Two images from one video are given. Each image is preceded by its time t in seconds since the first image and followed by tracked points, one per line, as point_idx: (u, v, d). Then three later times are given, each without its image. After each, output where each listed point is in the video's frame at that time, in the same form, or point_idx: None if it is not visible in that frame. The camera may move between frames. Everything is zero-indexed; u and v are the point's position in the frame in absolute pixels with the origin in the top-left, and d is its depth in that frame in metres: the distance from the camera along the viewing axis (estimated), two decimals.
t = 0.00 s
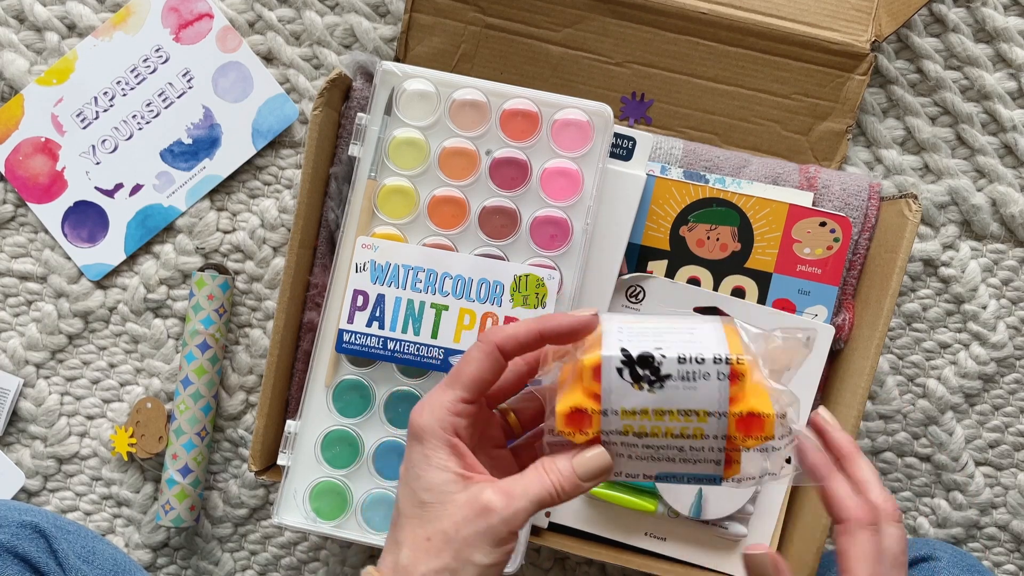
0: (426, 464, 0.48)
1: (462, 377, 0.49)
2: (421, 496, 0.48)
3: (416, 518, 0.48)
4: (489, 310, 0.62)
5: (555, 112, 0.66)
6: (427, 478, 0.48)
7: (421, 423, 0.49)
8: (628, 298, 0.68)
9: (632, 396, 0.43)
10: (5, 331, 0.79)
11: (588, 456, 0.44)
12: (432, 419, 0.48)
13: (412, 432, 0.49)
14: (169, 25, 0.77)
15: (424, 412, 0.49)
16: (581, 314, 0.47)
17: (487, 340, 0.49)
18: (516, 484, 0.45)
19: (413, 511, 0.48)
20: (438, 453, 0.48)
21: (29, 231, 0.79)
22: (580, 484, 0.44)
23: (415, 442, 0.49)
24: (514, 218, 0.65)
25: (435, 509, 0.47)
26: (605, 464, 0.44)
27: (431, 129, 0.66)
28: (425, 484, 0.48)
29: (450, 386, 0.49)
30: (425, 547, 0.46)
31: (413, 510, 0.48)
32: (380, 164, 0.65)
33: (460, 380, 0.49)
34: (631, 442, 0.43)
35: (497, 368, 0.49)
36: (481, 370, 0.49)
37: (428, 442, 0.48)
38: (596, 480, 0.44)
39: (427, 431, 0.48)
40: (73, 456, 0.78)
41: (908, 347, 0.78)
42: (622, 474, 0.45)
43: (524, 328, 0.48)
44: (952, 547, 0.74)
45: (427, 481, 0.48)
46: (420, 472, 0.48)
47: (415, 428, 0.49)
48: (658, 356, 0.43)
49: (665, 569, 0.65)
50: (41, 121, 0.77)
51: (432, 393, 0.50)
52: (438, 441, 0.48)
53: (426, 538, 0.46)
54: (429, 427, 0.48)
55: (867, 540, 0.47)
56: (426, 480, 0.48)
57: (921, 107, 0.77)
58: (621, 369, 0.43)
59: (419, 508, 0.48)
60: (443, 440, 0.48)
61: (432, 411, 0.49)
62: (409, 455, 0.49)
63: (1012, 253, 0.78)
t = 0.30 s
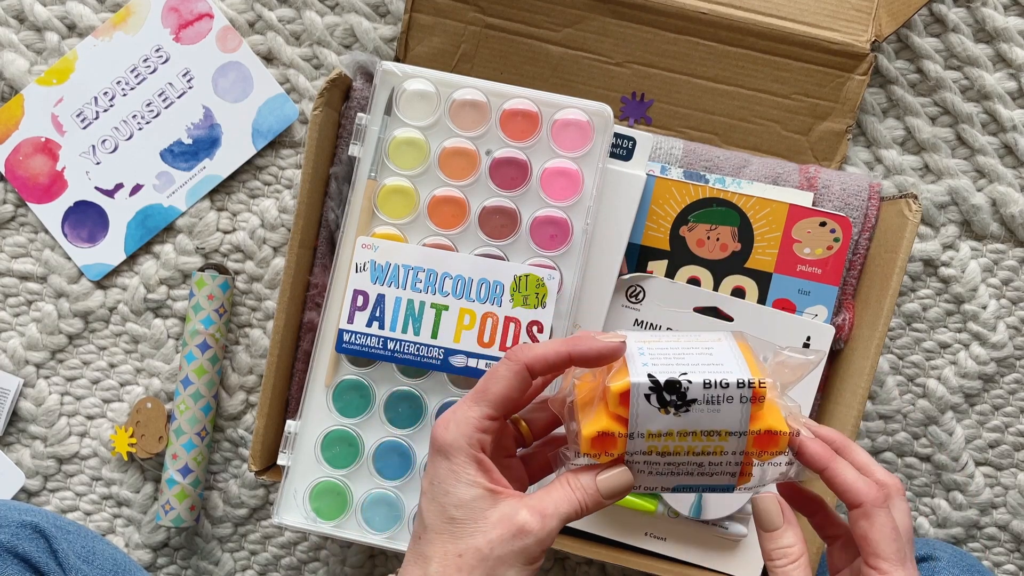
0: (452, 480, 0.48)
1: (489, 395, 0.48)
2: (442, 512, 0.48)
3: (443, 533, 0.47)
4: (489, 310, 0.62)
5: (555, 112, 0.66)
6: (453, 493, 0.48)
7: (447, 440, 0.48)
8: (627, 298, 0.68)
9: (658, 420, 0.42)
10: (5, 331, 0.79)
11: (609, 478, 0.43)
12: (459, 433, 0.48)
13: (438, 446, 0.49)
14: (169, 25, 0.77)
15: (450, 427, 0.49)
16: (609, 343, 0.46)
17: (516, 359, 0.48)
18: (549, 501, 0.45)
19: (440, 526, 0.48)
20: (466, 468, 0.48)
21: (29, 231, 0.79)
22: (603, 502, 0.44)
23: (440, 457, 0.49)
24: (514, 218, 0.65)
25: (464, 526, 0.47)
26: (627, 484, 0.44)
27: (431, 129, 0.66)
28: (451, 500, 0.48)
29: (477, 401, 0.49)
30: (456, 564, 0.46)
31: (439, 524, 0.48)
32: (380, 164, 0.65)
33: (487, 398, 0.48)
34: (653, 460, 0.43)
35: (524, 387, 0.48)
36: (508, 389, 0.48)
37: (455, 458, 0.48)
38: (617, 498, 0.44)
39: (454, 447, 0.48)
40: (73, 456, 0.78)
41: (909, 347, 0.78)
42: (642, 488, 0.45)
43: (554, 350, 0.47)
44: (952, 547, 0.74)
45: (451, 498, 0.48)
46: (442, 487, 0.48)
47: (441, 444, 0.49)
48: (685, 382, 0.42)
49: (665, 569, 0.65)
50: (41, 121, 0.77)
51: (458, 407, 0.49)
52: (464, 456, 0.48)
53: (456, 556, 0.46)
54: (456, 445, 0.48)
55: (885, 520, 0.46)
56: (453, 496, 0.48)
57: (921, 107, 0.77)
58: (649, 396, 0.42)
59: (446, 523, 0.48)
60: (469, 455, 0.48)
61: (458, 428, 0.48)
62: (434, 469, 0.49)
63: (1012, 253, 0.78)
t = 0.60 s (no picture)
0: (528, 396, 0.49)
1: (571, 320, 0.50)
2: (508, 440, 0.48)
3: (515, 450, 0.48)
4: (489, 310, 0.62)
5: (555, 112, 0.66)
6: (529, 410, 0.48)
7: (534, 356, 0.49)
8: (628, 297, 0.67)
9: (712, 329, 0.47)
10: (5, 331, 0.79)
11: (663, 389, 0.45)
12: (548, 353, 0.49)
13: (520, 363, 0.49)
14: (170, 25, 0.77)
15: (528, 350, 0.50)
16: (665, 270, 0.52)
17: (597, 287, 0.52)
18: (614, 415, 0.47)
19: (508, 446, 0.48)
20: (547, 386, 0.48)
21: (29, 231, 0.79)
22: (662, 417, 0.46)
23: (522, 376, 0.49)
24: (514, 217, 0.65)
25: (544, 441, 0.47)
26: (679, 395, 0.46)
27: (431, 129, 0.66)
28: (532, 417, 0.48)
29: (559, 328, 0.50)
30: (534, 480, 0.47)
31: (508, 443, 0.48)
32: (380, 164, 0.65)
33: (570, 322, 0.50)
34: (706, 377, 0.47)
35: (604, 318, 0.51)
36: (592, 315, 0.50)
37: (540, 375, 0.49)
38: (671, 411, 0.46)
39: (540, 363, 0.49)
40: (73, 456, 0.78)
41: (908, 347, 0.78)
42: (688, 414, 0.48)
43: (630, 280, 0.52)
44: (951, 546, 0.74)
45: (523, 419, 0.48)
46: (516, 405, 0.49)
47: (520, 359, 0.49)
48: (736, 298, 0.48)
49: (665, 569, 0.66)
50: (41, 121, 0.77)
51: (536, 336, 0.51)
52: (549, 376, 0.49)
53: (531, 472, 0.47)
54: (543, 360, 0.49)
55: (902, 473, 0.51)
56: (535, 415, 0.48)
57: (921, 107, 0.77)
58: (706, 305, 0.47)
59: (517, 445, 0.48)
60: (555, 374, 0.49)
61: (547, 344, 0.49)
62: (511, 388, 0.49)
63: (1012, 253, 0.78)
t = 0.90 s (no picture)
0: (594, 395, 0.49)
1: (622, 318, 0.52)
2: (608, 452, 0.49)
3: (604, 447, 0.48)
4: (489, 310, 0.62)
5: (555, 112, 0.66)
6: (636, 413, 0.49)
7: (638, 357, 0.49)
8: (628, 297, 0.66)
9: (714, 301, 0.61)
10: (5, 331, 0.79)
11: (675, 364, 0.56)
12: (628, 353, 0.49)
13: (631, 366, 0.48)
14: (170, 25, 0.77)
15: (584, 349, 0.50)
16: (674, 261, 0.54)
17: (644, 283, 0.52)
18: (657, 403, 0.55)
19: (617, 447, 0.49)
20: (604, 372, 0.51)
21: (29, 231, 0.79)
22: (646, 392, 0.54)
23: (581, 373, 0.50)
24: (514, 217, 0.65)
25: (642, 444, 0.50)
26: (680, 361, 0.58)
27: (431, 130, 0.66)
28: (639, 423, 0.49)
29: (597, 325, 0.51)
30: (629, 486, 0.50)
31: (618, 447, 0.49)
32: (380, 164, 0.65)
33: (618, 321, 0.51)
34: (701, 339, 0.61)
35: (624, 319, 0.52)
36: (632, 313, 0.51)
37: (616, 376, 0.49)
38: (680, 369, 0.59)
39: (637, 361, 0.49)
40: (73, 456, 0.78)
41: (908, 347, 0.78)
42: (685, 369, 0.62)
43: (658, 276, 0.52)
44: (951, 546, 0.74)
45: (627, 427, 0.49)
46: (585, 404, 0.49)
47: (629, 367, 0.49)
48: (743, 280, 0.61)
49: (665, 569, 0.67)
50: (42, 121, 0.77)
51: (587, 334, 0.51)
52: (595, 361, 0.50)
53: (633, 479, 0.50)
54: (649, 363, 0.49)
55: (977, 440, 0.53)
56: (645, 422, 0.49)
57: (921, 107, 0.77)
58: (713, 280, 0.61)
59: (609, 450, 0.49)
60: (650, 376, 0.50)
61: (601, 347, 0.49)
62: (606, 389, 0.49)
63: (1012, 253, 0.78)
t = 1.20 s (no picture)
0: (68, 364, 0.39)
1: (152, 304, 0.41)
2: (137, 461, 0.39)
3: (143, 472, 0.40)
4: (489, 310, 0.62)
5: (555, 112, 0.66)
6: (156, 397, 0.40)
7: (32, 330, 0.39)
8: (627, 296, 0.68)
9: (714, 300, 0.61)
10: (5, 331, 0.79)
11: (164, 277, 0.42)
12: (148, 366, 0.40)
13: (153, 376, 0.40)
14: (170, 25, 0.77)
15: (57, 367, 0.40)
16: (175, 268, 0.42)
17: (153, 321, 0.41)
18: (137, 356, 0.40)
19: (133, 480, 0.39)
20: (71, 350, 0.40)
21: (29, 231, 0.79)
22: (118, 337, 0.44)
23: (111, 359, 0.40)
24: (514, 217, 0.65)
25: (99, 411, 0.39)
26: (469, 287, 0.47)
27: (431, 130, 0.66)
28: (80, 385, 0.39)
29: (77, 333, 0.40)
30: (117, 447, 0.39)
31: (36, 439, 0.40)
32: (380, 164, 0.65)
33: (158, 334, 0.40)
34: (700, 338, 0.61)
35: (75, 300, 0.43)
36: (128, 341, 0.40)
37: (117, 372, 0.40)
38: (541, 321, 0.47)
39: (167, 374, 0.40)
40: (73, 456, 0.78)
41: (908, 347, 0.78)
42: (682, 368, 0.63)
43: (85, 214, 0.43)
44: (951, 545, 0.74)
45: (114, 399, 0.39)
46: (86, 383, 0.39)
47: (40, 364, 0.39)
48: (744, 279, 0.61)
49: (665, 569, 0.65)
50: (42, 122, 0.77)
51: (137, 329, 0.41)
52: (60, 349, 0.39)
53: (112, 439, 0.39)
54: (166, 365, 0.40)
55: None
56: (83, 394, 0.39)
57: (921, 107, 0.77)
58: (714, 279, 0.61)
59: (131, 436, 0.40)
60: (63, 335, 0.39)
61: (45, 313, 0.39)
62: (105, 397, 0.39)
63: (1012, 253, 0.78)
